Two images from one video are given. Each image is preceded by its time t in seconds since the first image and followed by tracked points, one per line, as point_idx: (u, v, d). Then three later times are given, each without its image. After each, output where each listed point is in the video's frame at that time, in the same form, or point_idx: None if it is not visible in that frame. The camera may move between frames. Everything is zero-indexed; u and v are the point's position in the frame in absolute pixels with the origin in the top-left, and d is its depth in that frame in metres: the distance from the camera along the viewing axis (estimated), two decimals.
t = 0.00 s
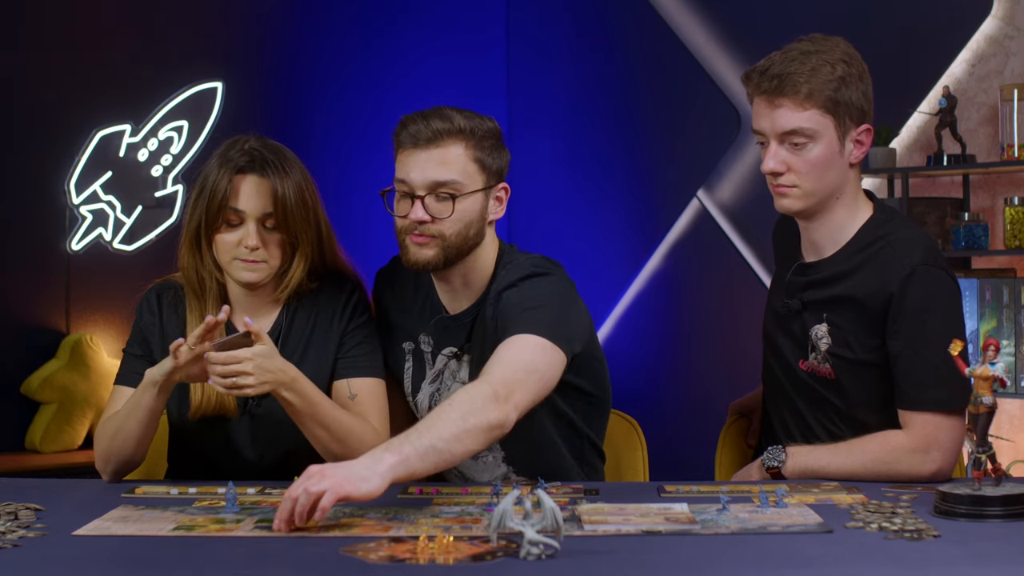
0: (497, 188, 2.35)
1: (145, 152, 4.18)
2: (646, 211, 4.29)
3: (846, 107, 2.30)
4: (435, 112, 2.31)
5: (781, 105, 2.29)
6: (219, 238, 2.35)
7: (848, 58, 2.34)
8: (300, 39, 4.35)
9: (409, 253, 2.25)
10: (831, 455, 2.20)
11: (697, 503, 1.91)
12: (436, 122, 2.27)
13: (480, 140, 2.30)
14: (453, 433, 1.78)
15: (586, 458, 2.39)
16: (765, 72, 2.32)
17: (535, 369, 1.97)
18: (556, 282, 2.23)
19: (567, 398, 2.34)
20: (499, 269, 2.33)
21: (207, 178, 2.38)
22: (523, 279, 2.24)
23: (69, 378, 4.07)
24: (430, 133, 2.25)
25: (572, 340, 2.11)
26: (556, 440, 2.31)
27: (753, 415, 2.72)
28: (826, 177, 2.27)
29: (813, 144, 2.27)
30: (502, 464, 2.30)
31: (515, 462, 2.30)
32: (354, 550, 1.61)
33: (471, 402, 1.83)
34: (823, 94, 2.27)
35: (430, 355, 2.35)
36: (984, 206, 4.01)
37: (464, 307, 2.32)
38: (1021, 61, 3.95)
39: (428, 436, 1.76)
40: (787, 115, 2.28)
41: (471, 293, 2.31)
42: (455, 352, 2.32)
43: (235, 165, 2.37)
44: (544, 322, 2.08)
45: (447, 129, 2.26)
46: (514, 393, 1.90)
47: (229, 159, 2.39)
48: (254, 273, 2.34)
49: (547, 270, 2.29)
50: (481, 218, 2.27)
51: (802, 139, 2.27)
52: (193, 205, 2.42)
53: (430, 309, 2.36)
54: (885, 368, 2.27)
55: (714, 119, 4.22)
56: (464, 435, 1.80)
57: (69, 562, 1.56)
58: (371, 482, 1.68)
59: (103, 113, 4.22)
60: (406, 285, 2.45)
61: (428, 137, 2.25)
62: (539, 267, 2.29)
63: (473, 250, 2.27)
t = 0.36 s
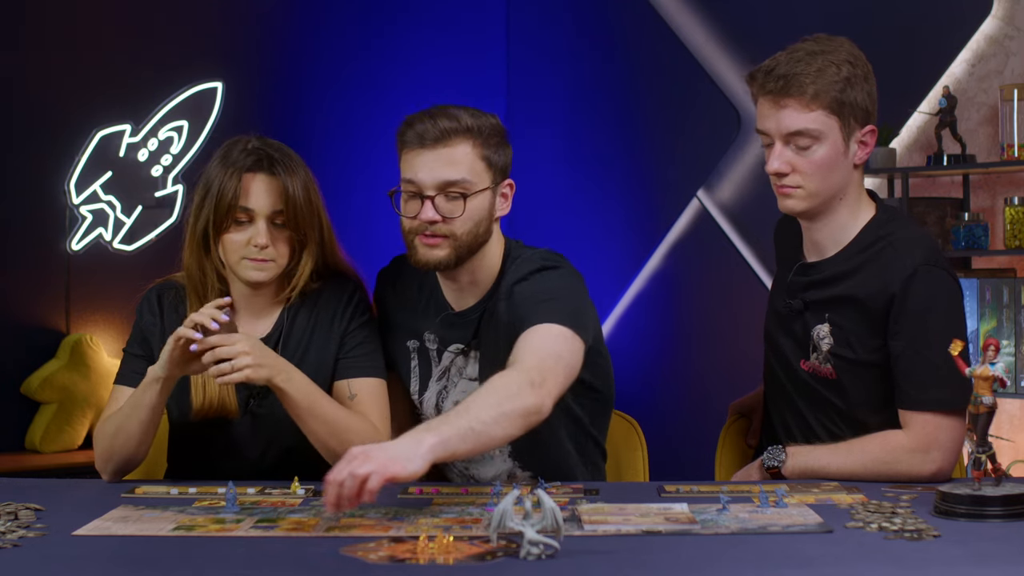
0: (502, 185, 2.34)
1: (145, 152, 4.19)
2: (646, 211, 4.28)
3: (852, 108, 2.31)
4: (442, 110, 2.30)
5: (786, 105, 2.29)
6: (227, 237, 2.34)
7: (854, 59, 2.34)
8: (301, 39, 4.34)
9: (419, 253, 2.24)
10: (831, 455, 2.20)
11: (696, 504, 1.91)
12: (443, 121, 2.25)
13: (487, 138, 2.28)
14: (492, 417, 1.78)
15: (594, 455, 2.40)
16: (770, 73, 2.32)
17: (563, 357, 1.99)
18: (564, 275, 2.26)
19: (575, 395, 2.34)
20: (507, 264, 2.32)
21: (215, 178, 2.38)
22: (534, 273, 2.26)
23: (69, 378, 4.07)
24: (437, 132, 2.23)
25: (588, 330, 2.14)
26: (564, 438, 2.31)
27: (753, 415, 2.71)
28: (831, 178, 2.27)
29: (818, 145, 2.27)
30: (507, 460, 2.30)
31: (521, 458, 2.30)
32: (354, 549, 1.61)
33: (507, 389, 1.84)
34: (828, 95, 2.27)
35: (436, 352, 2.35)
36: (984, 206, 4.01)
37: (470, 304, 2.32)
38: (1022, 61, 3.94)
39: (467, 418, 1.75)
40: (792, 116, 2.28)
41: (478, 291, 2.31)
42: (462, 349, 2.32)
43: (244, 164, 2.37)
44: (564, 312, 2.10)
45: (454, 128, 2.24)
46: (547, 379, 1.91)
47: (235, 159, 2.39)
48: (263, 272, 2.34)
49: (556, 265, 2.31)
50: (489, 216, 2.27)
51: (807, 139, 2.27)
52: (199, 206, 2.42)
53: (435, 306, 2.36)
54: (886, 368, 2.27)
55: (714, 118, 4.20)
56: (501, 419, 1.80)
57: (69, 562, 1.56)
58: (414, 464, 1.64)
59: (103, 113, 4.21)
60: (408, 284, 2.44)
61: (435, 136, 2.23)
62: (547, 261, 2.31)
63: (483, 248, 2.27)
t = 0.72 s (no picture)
0: (518, 178, 2.39)
1: (145, 152, 4.19)
2: (646, 212, 4.23)
3: (875, 111, 2.30)
4: (461, 102, 2.33)
5: (811, 108, 2.28)
6: (230, 238, 2.35)
7: (876, 61, 2.34)
8: (300, 39, 4.33)
9: (437, 244, 2.26)
10: (831, 454, 2.20)
11: (697, 504, 1.91)
12: (464, 112, 2.29)
13: (505, 131, 2.32)
14: (531, 403, 1.81)
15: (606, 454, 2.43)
16: (794, 75, 2.31)
17: (589, 344, 2.06)
18: (582, 267, 2.30)
19: (592, 399, 2.36)
20: (523, 258, 2.35)
21: (219, 179, 2.38)
22: (552, 264, 2.30)
23: (69, 378, 4.07)
24: (458, 123, 2.27)
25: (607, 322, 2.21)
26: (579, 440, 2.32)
27: (754, 415, 2.71)
28: (851, 182, 2.28)
29: (840, 149, 2.26)
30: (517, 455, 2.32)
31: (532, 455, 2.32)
32: (354, 549, 1.61)
33: (543, 375, 1.87)
34: (853, 99, 2.27)
35: (448, 346, 2.37)
36: (984, 206, 4.00)
37: (486, 297, 2.35)
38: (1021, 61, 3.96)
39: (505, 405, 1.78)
40: (816, 119, 2.27)
41: (493, 282, 2.34)
42: (474, 342, 2.35)
43: (247, 165, 2.37)
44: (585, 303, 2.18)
45: (475, 120, 2.28)
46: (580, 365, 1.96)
47: (239, 160, 2.39)
48: (266, 273, 2.34)
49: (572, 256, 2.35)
50: (507, 208, 2.30)
51: (830, 143, 2.27)
52: (201, 207, 2.41)
53: (448, 300, 2.39)
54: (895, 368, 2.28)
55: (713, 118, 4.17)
56: (539, 403, 1.82)
57: (69, 561, 1.56)
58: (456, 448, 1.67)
59: (103, 113, 4.22)
60: (417, 280, 2.45)
61: (456, 127, 2.27)
62: (563, 253, 2.34)
63: (501, 240, 2.30)
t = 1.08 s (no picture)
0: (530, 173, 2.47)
1: (146, 152, 4.19)
2: (646, 211, 4.23)
3: (908, 118, 2.28)
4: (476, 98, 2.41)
5: (845, 118, 2.25)
6: (230, 239, 2.35)
7: (909, 65, 2.31)
8: (299, 39, 4.30)
9: (454, 238, 2.32)
10: (832, 453, 2.22)
11: (696, 504, 1.91)
12: (478, 107, 2.36)
13: (517, 126, 2.40)
14: (583, 405, 1.91)
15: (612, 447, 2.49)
16: (830, 83, 2.26)
17: (622, 342, 2.16)
18: (596, 262, 2.38)
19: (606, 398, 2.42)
20: (533, 256, 2.41)
21: (219, 180, 2.39)
22: (568, 260, 2.37)
23: (69, 378, 4.08)
24: (473, 117, 2.34)
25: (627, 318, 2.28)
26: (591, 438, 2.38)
27: (753, 416, 2.70)
28: (881, 190, 2.27)
29: (872, 159, 2.25)
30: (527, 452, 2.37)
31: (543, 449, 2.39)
32: (354, 549, 1.61)
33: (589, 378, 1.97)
34: (888, 110, 2.24)
35: (457, 343, 2.42)
36: (984, 206, 4.00)
37: (495, 292, 2.41)
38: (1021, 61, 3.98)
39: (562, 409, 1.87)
40: (850, 129, 2.25)
41: (505, 277, 2.40)
42: (486, 337, 2.40)
43: (247, 166, 2.38)
44: (609, 297, 2.26)
45: (490, 114, 2.35)
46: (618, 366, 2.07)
47: (239, 161, 2.39)
48: (267, 275, 2.35)
49: (587, 253, 2.42)
50: (521, 202, 2.37)
51: (862, 153, 2.24)
52: (202, 209, 2.42)
53: (456, 295, 2.45)
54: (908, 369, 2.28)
55: (713, 118, 4.16)
56: (590, 406, 1.92)
57: (69, 562, 1.56)
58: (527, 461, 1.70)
59: (104, 113, 4.23)
60: (427, 280, 2.52)
61: (471, 121, 2.34)
62: (579, 249, 2.42)
63: (515, 233, 2.37)
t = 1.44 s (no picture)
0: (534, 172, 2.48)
1: (145, 152, 4.18)
2: (646, 211, 4.22)
3: (930, 128, 2.24)
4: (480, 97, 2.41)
5: (873, 141, 2.20)
6: (230, 249, 2.36)
7: (927, 73, 2.26)
8: (299, 38, 4.30)
9: (455, 234, 2.32)
10: (833, 453, 2.22)
11: (697, 504, 1.91)
12: (483, 104, 2.36)
13: (522, 124, 2.40)
14: (591, 402, 1.95)
15: (614, 446, 2.49)
16: (854, 107, 2.21)
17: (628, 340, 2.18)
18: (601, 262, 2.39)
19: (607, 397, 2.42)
20: (536, 256, 2.42)
21: (224, 188, 2.39)
22: (574, 259, 2.38)
23: (69, 378, 4.08)
24: (478, 115, 2.34)
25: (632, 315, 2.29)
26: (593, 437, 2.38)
27: (753, 417, 2.70)
28: (905, 201, 2.26)
29: (900, 176, 2.22)
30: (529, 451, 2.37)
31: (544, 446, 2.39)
32: (354, 549, 1.61)
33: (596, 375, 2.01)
34: (914, 126, 2.20)
35: (460, 342, 2.42)
36: (984, 206, 4.00)
37: (499, 290, 2.41)
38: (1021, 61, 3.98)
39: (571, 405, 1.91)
40: (878, 152, 2.20)
41: (508, 275, 2.40)
42: (489, 335, 2.40)
43: (250, 176, 2.38)
44: (614, 295, 2.27)
45: (495, 113, 2.35)
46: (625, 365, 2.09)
47: (244, 170, 2.39)
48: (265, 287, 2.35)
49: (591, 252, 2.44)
50: (526, 199, 2.37)
51: (889, 172, 2.21)
52: (205, 216, 2.43)
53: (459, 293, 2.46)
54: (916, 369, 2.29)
55: (713, 118, 4.16)
56: (597, 404, 1.96)
57: (69, 562, 1.56)
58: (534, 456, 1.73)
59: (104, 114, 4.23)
60: (429, 279, 2.51)
61: (476, 119, 2.34)
62: (582, 248, 2.43)
63: (518, 232, 2.37)
